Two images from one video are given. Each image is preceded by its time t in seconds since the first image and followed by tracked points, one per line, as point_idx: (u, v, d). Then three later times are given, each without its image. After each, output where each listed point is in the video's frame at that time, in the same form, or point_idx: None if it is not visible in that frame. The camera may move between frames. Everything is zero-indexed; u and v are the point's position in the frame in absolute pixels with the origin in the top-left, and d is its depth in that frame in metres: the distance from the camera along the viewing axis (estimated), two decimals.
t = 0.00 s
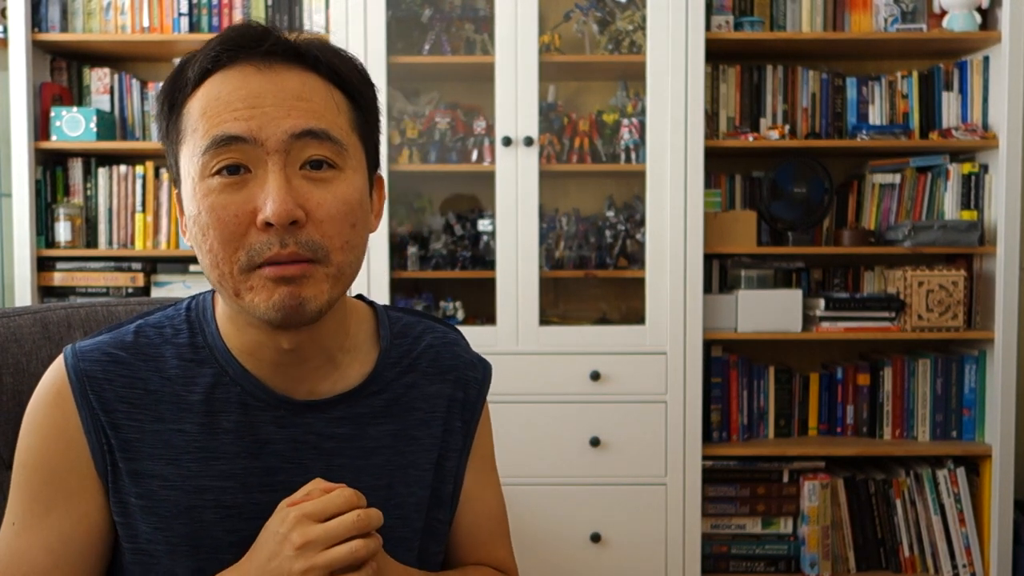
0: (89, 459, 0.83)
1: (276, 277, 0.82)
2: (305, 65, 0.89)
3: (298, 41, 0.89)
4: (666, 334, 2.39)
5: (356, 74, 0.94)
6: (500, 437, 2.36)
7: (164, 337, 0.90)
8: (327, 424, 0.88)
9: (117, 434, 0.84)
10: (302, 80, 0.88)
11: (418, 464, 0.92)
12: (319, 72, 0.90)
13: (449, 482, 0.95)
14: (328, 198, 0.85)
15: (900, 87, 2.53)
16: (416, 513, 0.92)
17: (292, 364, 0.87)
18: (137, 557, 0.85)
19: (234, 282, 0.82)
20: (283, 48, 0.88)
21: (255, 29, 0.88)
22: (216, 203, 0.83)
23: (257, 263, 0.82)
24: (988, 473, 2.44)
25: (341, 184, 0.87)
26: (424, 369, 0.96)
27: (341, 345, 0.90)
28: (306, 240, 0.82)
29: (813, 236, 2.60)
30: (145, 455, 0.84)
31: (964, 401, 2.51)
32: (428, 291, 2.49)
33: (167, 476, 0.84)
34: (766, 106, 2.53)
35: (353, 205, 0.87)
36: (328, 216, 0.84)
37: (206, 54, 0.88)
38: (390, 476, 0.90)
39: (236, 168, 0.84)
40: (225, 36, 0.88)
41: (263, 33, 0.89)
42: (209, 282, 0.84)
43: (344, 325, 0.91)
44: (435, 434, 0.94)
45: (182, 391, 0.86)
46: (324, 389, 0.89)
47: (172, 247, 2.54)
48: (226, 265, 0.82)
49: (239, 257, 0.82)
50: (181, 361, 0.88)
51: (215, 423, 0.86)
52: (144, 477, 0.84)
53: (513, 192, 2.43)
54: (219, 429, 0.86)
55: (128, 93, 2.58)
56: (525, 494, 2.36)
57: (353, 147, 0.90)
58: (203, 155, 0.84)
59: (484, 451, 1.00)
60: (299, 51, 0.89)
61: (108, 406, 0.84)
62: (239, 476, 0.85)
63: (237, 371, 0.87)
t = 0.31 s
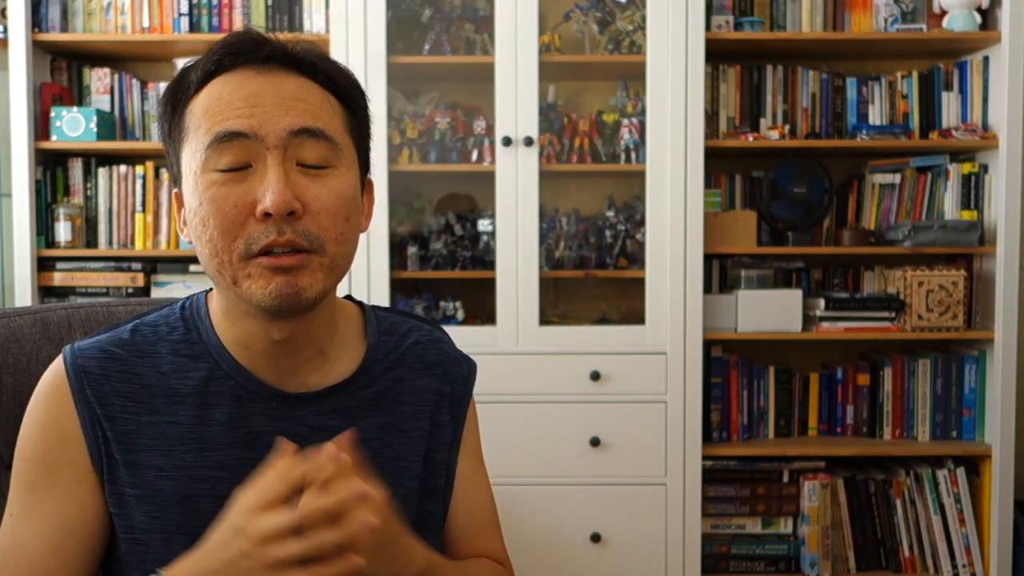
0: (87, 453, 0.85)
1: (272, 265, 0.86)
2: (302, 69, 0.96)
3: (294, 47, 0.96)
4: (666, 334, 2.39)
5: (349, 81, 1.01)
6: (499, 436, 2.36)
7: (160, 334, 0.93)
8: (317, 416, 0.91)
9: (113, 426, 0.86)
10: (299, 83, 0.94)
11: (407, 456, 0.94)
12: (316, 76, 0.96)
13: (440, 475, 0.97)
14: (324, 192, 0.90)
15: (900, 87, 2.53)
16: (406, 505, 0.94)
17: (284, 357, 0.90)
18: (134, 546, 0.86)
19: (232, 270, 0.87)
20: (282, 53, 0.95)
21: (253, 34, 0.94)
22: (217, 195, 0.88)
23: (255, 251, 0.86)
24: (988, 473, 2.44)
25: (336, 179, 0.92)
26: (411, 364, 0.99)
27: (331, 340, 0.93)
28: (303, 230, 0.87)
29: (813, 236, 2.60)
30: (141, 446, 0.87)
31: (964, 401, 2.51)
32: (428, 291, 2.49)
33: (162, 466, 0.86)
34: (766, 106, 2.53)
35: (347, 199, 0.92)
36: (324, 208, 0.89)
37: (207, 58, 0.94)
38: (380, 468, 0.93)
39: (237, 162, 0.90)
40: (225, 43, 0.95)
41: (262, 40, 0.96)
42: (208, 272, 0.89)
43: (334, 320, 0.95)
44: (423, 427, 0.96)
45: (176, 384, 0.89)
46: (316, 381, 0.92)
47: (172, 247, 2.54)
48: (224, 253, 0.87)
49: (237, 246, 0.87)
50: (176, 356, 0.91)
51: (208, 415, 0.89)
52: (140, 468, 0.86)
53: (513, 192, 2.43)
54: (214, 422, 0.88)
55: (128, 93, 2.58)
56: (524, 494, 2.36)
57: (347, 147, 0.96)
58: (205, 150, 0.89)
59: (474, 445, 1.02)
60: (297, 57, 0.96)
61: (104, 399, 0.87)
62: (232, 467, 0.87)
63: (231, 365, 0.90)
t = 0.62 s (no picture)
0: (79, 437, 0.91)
1: (285, 254, 0.91)
2: (332, 80, 1.04)
3: (327, 59, 1.04)
4: (666, 334, 2.39)
5: (373, 101, 1.09)
6: (496, 436, 2.37)
7: (159, 328, 0.99)
8: (314, 409, 0.95)
9: (108, 413, 0.92)
10: (328, 90, 1.02)
11: (401, 452, 0.97)
12: (344, 90, 1.05)
13: (441, 472, 0.98)
14: (340, 193, 0.96)
15: (900, 87, 2.53)
16: (400, 499, 0.96)
17: (282, 352, 0.95)
18: (128, 531, 0.89)
19: (245, 255, 0.92)
20: (315, 63, 1.03)
21: (289, 41, 1.03)
22: (239, 182, 0.94)
23: (269, 240, 0.92)
24: (988, 473, 2.44)
25: (352, 182, 0.98)
26: (411, 363, 1.03)
27: (329, 339, 0.99)
28: (318, 223, 0.93)
29: (813, 236, 2.60)
30: (138, 432, 0.91)
31: (965, 401, 2.51)
32: (428, 291, 2.49)
33: (158, 453, 0.91)
34: (766, 106, 2.53)
35: (361, 202, 0.98)
36: (339, 208, 0.95)
37: (246, 57, 1.03)
38: (374, 460, 0.96)
39: (260, 153, 0.96)
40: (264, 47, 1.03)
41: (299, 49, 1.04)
42: (219, 257, 0.94)
43: (332, 321, 0.99)
44: (418, 423, 0.99)
45: (173, 374, 0.94)
46: (310, 378, 0.97)
47: (172, 247, 2.54)
48: (239, 238, 0.92)
49: (253, 233, 0.92)
50: (174, 349, 0.96)
51: (203, 404, 0.93)
52: (134, 453, 0.91)
53: (513, 192, 2.43)
54: (206, 411, 0.93)
55: (128, 93, 2.58)
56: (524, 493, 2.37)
57: (364, 155, 1.03)
58: (233, 140, 0.96)
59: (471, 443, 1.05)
60: (329, 68, 1.04)
61: (101, 387, 0.92)
62: (227, 456, 0.92)
63: (228, 358, 0.95)
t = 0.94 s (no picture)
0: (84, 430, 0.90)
1: (290, 246, 0.91)
2: (345, 81, 1.04)
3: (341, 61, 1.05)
4: (666, 334, 2.39)
5: (385, 104, 1.10)
6: (496, 436, 2.36)
7: (167, 325, 0.99)
8: (318, 408, 0.95)
9: (115, 408, 0.91)
10: (340, 89, 1.03)
11: (403, 453, 0.97)
12: (356, 91, 1.05)
13: (441, 473, 0.99)
14: (347, 188, 0.96)
15: (900, 87, 2.53)
16: (402, 499, 0.96)
17: (288, 349, 0.95)
18: (132, 527, 0.89)
19: (251, 246, 0.92)
20: (329, 64, 1.04)
21: (305, 41, 1.04)
22: (247, 173, 0.94)
23: (275, 231, 0.92)
24: (988, 473, 2.44)
25: (360, 178, 0.98)
26: (415, 364, 1.03)
27: (334, 338, 0.99)
28: (325, 217, 0.93)
29: (813, 236, 2.60)
30: (145, 427, 0.91)
31: (964, 401, 2.51)
32: (428, 291, 2.48)
33: (164, 448, 0.91)
34: (766, 106, 2.53)
35: (368, 198, 0.98)
36: (346, 202, 0.95)
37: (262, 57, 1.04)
38: (377, 459, 0.96)
39: (270, 148, 0.96)
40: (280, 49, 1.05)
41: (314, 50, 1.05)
42: (226, 249, 0.94)
43: (339, 320, 1.00)
44: (421, 425, 0.99)
45: (180, 371, 0.94)
46: (316, 376, 0.97)
47: (172, 247, 2.54)
48: (246, 229, 0.92)
49: (259, 224, 0.92)
50: (181, 345, 0.96)
51: (210, 401, 0.93)
52: (142, 449, 0.91)
53: (513, 192, 2.43)
54: (213, 408, 0.93)
55: (128, 93, 2.58)
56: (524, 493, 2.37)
57: (374, 154, 1.03)
58: (243, 133, 0.97)
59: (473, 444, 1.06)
60: (342, 70, 1.05)
61: (109, 382, 0.92)
62: (232, 453, 0.91)
63: (235, 355, 0.95)
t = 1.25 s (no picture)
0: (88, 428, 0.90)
1: (296, 255, 0.92)
2: (363, 87, 1.04)
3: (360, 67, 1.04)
4: (666, 334, 2.39)
5: (405, 109, 1.09)
6: (497, 437, 2.36)
7: (175, 325, 0.99)
8: (325, 412, 0.95)
9: (121, 407, 0.91)
10: (357, 96, 1.02)
11: (408, 457, 0.97)
12: (373, 96, 1.04)
13: (445, 479, 0.98)
14: (357, 198, 0.97)
15: (900, 87, 2.53)
16: (405, 504, 0.95)
17: (296, 352, 0.95)
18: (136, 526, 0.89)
19: (257, 251, 0.93)
20: (348, 69, 1.03)
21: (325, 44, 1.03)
22: (257, 180, 0.95)
23: (282, 239, 0.93)
24: (988, 473, 2.44)
25: (370, 188, 0.99)
26: (423, 369, 1.03)
27: (342, 341, 0.99)
28: (332, 227, 0.94)
29: (813, 236, 2.60)
30: (151, 427, 0.91)
31: (965, 401, 2.51)
32: (428, 291, 2.48)
33: (169, 449, 0.90)
34: (766, 106, 2.53)
35: (378, 209, 0.98)
36: (355, 213, 0.96)
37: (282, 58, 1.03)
38: (382, 463, 0.96)
39: (282, 154, 0.97)
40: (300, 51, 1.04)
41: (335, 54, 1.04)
42: (234, 250, 0.95)
43: (347, 324, 1.00)
44: (427, 429, 0.99)
45: (186, 371, 0.94)
46: (322, 379, 0.97)
47: (172, 247, 2.54)
48: (253, 234, 0.93)
49: (267, 231, 0.93)
50: (188, 346, 0.96)
51: (216, 402, 0.93)
52: (147, 448, 0.90)
53: (513, 192, 2.43)
54: (219, 409, 0.92)
55: (128, 93, 2.58)
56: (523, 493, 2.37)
57: (387, 163, 1.03)
58: (256, 138, 0.97)
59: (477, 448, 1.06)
60: (362, 75, 1.04)
61: (115, 382, 0.92)
62: (237, 454, 0.91)
63: (242, 356, 0.95)
